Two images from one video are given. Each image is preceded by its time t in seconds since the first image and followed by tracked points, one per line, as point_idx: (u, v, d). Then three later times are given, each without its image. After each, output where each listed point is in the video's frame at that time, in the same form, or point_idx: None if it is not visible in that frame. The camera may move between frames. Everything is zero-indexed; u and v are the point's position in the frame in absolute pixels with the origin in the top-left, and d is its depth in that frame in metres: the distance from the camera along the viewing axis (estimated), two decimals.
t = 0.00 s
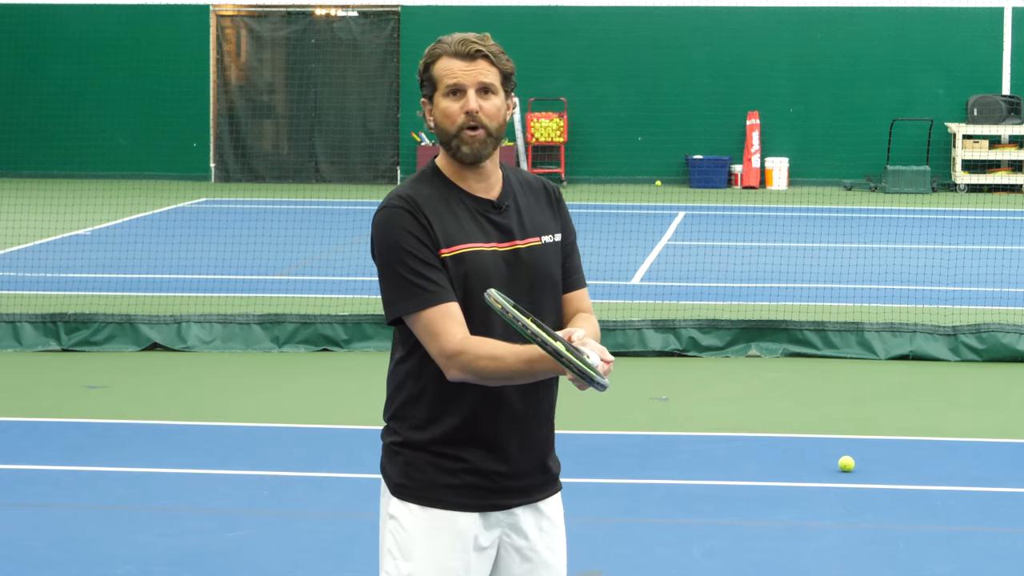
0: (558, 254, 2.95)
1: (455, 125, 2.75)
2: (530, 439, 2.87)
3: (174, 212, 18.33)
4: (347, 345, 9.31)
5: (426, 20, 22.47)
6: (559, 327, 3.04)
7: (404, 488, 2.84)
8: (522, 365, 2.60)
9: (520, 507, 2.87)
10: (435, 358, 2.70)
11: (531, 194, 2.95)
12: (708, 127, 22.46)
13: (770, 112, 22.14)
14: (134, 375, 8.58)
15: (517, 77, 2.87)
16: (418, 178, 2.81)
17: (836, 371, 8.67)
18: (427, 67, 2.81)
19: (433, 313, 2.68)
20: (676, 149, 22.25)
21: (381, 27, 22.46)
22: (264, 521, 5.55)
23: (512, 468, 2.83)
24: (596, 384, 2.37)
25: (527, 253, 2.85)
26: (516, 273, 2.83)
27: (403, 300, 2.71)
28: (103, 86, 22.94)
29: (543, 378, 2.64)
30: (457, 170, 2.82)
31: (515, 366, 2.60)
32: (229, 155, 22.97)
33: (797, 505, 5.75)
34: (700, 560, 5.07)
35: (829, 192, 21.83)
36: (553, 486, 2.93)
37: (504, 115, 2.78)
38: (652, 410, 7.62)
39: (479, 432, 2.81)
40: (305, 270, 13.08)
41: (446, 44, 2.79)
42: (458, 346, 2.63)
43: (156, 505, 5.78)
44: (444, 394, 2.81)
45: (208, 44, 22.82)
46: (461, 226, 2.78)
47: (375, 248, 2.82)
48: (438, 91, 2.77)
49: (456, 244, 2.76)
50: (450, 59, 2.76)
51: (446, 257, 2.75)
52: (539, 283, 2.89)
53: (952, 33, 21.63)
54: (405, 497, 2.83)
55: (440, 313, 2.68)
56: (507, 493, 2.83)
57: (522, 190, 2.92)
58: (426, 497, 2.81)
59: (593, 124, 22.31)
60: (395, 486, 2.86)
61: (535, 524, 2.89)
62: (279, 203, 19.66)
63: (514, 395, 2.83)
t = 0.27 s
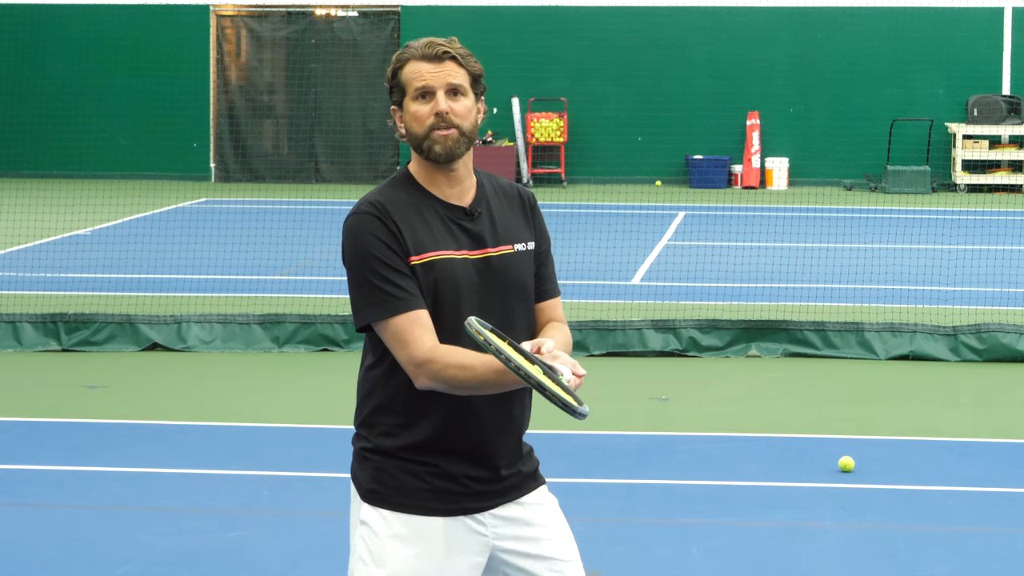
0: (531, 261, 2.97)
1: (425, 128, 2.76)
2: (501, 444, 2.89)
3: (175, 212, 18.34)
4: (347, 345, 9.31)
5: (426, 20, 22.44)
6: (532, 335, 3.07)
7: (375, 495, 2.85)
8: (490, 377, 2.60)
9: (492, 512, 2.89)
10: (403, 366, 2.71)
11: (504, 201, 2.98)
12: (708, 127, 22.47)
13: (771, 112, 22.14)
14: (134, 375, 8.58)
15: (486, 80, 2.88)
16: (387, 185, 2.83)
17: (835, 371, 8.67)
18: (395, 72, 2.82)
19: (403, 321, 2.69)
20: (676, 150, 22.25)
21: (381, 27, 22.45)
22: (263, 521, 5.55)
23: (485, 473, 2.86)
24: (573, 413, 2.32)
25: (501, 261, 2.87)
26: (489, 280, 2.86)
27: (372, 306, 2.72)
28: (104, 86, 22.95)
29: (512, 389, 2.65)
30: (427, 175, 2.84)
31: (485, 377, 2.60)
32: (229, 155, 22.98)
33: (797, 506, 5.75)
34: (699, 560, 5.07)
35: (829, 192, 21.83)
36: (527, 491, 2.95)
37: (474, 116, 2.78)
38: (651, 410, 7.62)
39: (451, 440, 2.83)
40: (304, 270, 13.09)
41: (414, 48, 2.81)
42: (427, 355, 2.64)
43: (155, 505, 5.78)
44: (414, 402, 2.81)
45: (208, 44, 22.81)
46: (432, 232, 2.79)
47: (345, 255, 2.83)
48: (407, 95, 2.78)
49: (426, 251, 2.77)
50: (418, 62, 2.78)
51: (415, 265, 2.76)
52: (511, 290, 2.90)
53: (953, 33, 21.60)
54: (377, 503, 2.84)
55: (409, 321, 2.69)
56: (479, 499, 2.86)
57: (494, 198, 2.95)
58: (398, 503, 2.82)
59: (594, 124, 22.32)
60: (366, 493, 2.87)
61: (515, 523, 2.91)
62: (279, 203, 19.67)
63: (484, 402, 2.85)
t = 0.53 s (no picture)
0: (525, 259, 2.96)
1: (409, 125, 2.76)
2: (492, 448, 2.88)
3: (175, 212, 18.33)
4: (347, 345, 9.31)
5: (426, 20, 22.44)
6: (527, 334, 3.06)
7: (366, 495, 2.86)
8: (471, 382, 2.60)
9: (483, 517, 2.88)
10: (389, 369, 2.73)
11: (497, 199, 2.97)
12: (708, 127, 22.47)
13: (771, 112, 22.14)
14: (134, 375, 8.58)
15: (473, 74, 2.88)
16: (375, 186, 2.84)
17: (835, 371, 8.67)
18: (381, 72, 2.83)
19: (387, 324, 2.72)
20: (676, 149, 22.25)
21: (381, 27, 22.46)
22: (264, 521, 5.55)
23: (476, 476, 2.86)
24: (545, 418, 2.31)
25: (491, 260, 2.86)
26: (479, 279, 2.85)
27: (357, 310, 2.74)
28: (104, 86, 22.94)
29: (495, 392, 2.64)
30: (415, 175, 2.84)
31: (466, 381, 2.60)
32: (229, 155, 22.98)
33: (796, 506, 5.75)
34: (700, 560, 5.07)
35: (829, 192, 21.82)
36: (520, 497, 2.94)
37: (459, 111, 2.78)
38: (651, 410, 7.62)
39: (442, 442, 2.83)
40: (304, 270, 13.08)
41: (398, 46, 2.81)
42: (410, 357, 2.66)
43: (156, 505, 5.78)
44: (405, 404, 2.82)
45: (208, 44, 22.80)
46: (418, 233, 2.80)
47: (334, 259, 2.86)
48: (391, 94, 2.79)
49: (411, 253, 2.78)
50: (401, 60, 2.78)
51: (400, 267, 2.77)
52: (504, 290, 2.89)
53: (953, 33, 21.60)
54: (369, 503, 2.85)
55: (393, 324, 2.71)
56: (470, 502, 2.86)
57: (487, 196, 2.94)
58: (389, 505, 2.83)
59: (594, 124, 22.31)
60: (358, 493, 2.88)
61: (504, 534, 2.90)
62: (279, 203, 19.66)
63: (474, 406, 2.85)
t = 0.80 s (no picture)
0: (525, 260, 2.96)
1: (411, 129, 2.75)
2: (492, 448, 2.88)
3: (175, 212, 18.34)
4: (347, 345, 9.31)
5: (426, 20, 22.45)
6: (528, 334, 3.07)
7: (367, 495, 2.86)
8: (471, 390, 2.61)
9: (484, 517, 2.89)
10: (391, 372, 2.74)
11: (497, 198, 2.97)
12: (708, 128, 22.47)
13: (771, 112, 22.14)
14: (134, 375, 8.58)
15: (473, 75, 2.86)
16: (375, 188, 2.84)
17: (835, 371, 8.67)
18: (381, 74, 2.81)
19: (390, 328, 2.72)
20: (676, 149, 22.25)
21: (381, 27, 22.47)
22: (264, 521, 5.55)
23: (476, 477, 2.86)
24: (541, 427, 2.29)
25: (492, 261, 2.87)
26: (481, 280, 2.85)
27: (359, 312, 2.75)
28: (104, 87, 22.95)
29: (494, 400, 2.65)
30: (416, 176, 2.84)
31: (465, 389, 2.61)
32: (229, 155, 22.99)
33: (796, 506, 5.75)
34: (700, 560, 5.07)
35: (829, 192, 21.81)
36: (520, 497, 2.94)
37: (460, 116, 2.77)
38: (651, 410, 7.62)
39: (443, 443, 2.83)
40: (304, 270, 13.09)
41: (399, 48, 2.80)
42: (412, 363, 2.66)
43: (156, 505, 5.78)
44: (405, 406, 2.82)
45: (208, 45, 22.80)
46: (419, 236, 2.80)
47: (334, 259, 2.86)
48: (392, 96, 2.78)
49: (412, 256, 2.78)
50: (403, 63, 2.77)
51: (401, 270, 2.77)
52: (505, 291, 2.89)
53: (953, 33, 21.59)
54: (369, 503, 2.85)
55: (396, 328, 2.72)
56: (472, 502, 2.86)
57: (487, 197, 2.94)
58: (389, 505, 2.84)
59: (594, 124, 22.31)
60: (359, 492, 2.88)
61: (506, 532, 2.90)
62: (279, 203, 19.67)
63: (474, 407, 2.85)
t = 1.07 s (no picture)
0: (523, 254, 2.98)
1: (425, 144, 2.75)
2: (501, 443, 2.89)
3: (175, 212, 18.34)
4: (347, 345, 9.31)
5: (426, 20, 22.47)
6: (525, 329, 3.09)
7: (379, 496, 2.86)
8: (492, 384, 2.59)
9: (493, 513, 2.89)
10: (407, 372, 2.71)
11: (492, 195, 2.98)
12: (708, 128, 22.48)
13: (770, 112, 22.15)
14: (134, 375, 8.58)
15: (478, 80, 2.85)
16: (377, 189, 2.83)
17: (835, 371, 8.67)
18: (389, 81, 2.76)
19: (404, 327, 2.70)
20: (676, 150, 22.25)
21: (381, 27, 22.48)
22: (264, 521, 5.55)
23: (486, 473, 2.86)
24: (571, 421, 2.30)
25: (493, 259, 2.88)
26: (486, 277, 2.87)
27: (370, 314, 2.73)
28: (104, 86, 22.94)
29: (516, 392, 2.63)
30: (419, 179, 2.83)
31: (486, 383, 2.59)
32: (229, 155, 23.01)
33: (796, 506, 5.75)
34: (700, 560, 5.08)
35: (829, 192, 21.82)
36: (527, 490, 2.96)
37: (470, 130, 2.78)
38: (652, 410, 7.62)
39: (452, 440, 2.83)
40: (304, 270, 13.09)
41: (410, 59, 2.74)
42: (430, 361, 2.64)
43: (156, 505, 5.78)
44: (415, 405, 2.82)
45: (208, 45, 22.80)
46: (424, 237, 2.80)
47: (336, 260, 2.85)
48: (404, 109, 2.75)
49: (420, 257, 2.78)
50: (416, 78, 2.72)
51: (411, 270, 2.77)
52: (507, 287, 2.91)
53: (952, 33, 21.59)
54: (381, 504, 2.85)
55: (410, 327, 2.70)
56: (482, 499, 2.86)
57: (482, 193, 2.95)
58: (401, 504, 2.83)
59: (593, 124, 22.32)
60: (370, 493, 2.87)
61: (510, 529, 2.91)
62: (279, 203, 19.67)
63: (483, 404, 2.85)
